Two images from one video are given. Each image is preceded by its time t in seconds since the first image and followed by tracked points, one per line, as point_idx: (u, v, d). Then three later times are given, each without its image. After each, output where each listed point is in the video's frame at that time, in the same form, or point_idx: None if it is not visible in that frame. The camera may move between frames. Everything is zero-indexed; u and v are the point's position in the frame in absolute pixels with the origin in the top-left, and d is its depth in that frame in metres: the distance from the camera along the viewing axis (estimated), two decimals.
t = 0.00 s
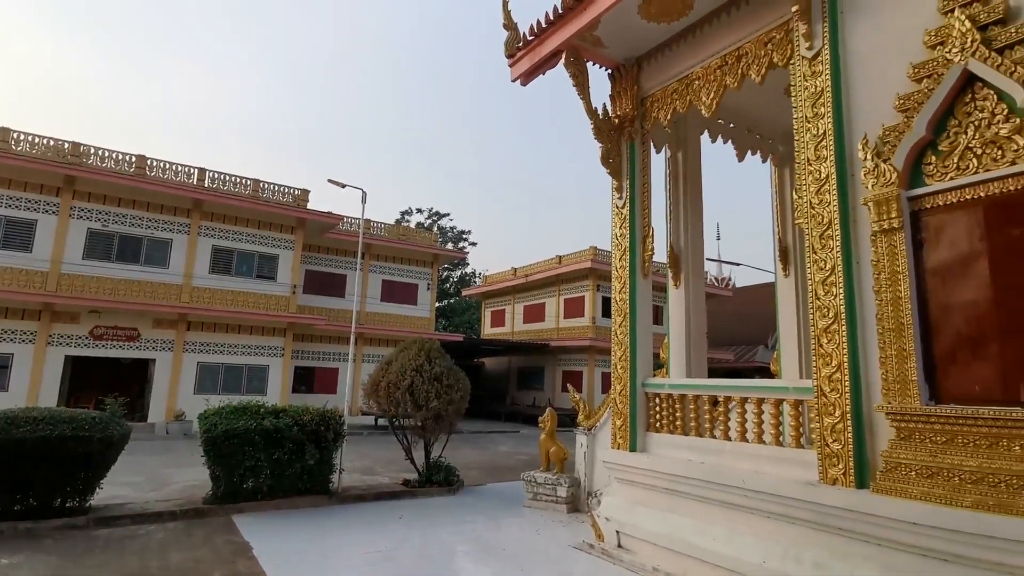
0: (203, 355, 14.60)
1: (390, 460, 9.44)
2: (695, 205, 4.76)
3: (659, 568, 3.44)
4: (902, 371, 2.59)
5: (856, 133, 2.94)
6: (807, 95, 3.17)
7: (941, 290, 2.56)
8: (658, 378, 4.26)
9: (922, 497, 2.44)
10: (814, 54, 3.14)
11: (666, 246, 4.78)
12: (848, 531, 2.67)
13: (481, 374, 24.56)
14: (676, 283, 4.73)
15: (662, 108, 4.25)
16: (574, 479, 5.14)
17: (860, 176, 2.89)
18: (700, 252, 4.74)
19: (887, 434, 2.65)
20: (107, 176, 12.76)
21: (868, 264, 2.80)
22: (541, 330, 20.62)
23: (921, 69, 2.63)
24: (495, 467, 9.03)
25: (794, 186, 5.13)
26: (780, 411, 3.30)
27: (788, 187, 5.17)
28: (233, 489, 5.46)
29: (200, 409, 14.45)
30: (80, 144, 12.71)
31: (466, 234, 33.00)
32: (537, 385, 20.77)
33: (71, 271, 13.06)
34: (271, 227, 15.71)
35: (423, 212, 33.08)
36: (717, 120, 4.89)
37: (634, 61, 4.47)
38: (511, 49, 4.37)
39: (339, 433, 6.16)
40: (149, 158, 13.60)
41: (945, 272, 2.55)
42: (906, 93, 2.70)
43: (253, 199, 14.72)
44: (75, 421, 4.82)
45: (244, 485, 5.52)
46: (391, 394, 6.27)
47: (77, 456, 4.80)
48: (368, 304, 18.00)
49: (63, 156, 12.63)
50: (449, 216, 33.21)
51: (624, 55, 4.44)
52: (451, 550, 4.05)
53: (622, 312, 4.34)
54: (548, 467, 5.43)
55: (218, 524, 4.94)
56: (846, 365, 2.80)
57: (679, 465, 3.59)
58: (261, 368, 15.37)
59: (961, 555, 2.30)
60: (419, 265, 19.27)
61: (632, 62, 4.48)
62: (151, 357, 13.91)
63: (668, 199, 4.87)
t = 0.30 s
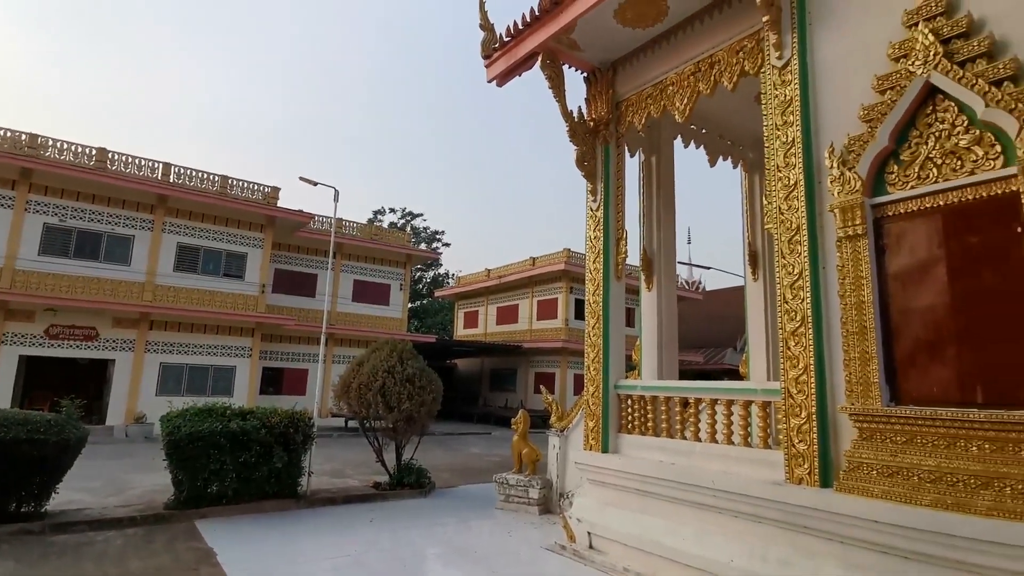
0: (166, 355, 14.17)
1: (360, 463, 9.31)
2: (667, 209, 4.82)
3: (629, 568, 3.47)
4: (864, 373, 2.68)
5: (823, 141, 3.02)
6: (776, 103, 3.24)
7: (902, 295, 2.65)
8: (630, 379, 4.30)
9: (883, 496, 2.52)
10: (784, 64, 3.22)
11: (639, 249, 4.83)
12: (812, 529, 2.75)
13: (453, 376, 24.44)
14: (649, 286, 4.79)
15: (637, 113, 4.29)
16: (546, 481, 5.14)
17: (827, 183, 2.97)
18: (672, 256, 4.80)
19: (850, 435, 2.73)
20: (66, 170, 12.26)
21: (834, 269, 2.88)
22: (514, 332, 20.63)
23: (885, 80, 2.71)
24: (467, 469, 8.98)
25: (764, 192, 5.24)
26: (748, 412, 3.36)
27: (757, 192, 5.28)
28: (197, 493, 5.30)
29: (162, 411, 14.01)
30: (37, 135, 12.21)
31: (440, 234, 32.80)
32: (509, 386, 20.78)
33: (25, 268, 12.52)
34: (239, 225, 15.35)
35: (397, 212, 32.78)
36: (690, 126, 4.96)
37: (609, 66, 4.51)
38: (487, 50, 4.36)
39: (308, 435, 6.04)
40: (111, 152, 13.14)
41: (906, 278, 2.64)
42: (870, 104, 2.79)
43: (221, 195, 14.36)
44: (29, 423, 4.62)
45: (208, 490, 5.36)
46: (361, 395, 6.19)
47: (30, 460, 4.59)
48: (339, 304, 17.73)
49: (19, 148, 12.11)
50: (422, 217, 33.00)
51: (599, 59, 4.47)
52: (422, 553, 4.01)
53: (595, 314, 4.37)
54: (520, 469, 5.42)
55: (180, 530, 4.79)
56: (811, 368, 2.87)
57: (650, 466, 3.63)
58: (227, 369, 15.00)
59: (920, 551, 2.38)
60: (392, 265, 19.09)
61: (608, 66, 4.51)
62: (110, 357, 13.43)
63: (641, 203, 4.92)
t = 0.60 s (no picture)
0: (123, 355, 13.65)
1: (326, 465, 9.14)
2: (638, 213, 4.88)
3: (596, 569, 3.49)
4: (826, 375, 2.76)
5: (788, 150, 3.11)
6: (744, 111, 3.32)
7: (861, 300, 2.74)
8: (599, 381, 4.33)
9: (841, 494, 2.61)
10: (752, 73, 3.30)
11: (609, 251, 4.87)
12: (773, 528, 2.81)
13: (422, 377, 24.24)
14: (619, 288, 4.84)
15: (609, 117, 4.33)
16: (514, 482, 5.13)
17: (792, 190, 3.05)
18: (642, 259, 4.86)
19: (811, 435, 2.82)
20: (18, 160, 11.71)
21: (798, 274, 2.96)
22: (484, 333, 20.58)
23: (847, 92, 2.80)
24: (435, 471, 8.91)
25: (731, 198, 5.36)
26: (715, 414, 3.43)
27: (725, 198, 5.39)
28: (154, 498, 5.11)
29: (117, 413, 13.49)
30: None
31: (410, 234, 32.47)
32: (479, 388, 20.72)
33: None
34: (203, 221, 14.91)
35: (367, 210, 32.37)
36: (661, 131, 5.04)
37: (583, 70, 4.54)
38: (461, 50, 4.34)
39: (273, 437, 5.90)
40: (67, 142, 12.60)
41: (866, 284, 2.72)
42: (833, 115, 2.88)
43: (184, 190, 13.91)
44: None
45: (166, 494, 5.17)
46: (328, 397, 6.08)
47: None
48: (306, 304, 17.39)
49: None
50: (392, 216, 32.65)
51: (572, 62, 4.50)
52: (389, 556, 3.96)
53: (565, 316, 4.39)
54: (489, 470, 5.40)
55: (136, 535, 4.60)
56: (775, 370, 2.95)
57: (618, 466, 3.66)
58: (188, 369, 14.55)
59: (876, 548, 2.46)
60: (361, 265, 18.83)
61: (581, 70, 4.55)
62: (62, 357, 12.86)
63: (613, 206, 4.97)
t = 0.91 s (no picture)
0: (71, 353, 13.04)
1: (287, 466, 8.93)
2: (605, 215, 4.93)
3: (560, 568, 3.50)
4: (783, 376, 2.85)
5: (750, 156, 3.19)
6: (710, 118, 3.39)
7: (817, 303, 2.84)
8: (565, 381, 4.36)
9: (796, 491, 2.69)
10: (717, 80, 3.37)
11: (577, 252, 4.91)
12: (732, 524, 2.88)
13: (388, 377, 23.95)
14: (586, 289, 4.88)
15: (578, 119, 4.37)
16: (480, 482, 5.12)
17: (753, 195, 3.13)
18: (608, 260, 4.91)
19: (769, 434, 2.91)
20: None
21: (759, 278, 3.05)
22: (451, 333, 20.48)
23: (807, 102, 2.90)
24: (399, 471, 8.81)
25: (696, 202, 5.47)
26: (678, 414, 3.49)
27: (690, 202, 5.49)
28: (103, 502, 4.90)
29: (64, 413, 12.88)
30: None
31: (377, 232, 32.02)
32: (445, 388, 20.60)
33: None
34: (159, 215, 14.38)
35: (333, 207, 31.77)
36: (628, 135, 5.10)
37: (553, 71, 4.57)
38: (431, 48, 4.31)
39: (231, 439, 5.73)
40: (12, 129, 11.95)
41: (821, 287, 2.82)
42: (793, 124, 2.97)
43: (139, 182, 13.38)
44: None
45: (116, 498, 4.96)
46: (290, 396, 5.94)
47: None
48: (268, 301, 16.96)
49: None
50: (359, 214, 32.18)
51: (542, 64, 4.51)
52: (351, 558, 3.89)
53: (532, 316, 4.40)
54: (454, 470, 5.37)
55: (84, 540, 4.40)
56: (736, 371, 3.03)
57: (583, 466, 3.69)
58: (141, 368, 13.98)
59: (829, 543, 2.54)
60: (326, 262, 18.49)
61: (551, 72, 4.57)
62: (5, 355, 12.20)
63: (581, 208, 5.01)
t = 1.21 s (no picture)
0: (24, 353, 12.50)
1: (252, 469, 8.73)
2: (578, 217, 4.97)
3: (530, 569, 3.51)
4: (749, 377, 2.91)
5: (719, 162, 3.25)
6: (680, 123, 3.45)
7: (781, 307, 2.91)
8: (537, 382, 4.37)
9: (760, 490, 2.76)
10: (688, 87, 3.43)
11: (549, 254, 4.92)
12: (699, 523, 2.92)
13: (358, 378, 23.65)
14: (558, 291, 4.90)
15: (551, 122, 4.39)
16: (450, 484, 5.08)
17: (722, 200, 3.20)
18: (580, 262, 4.95)
19: (735, 434, 2.97)
20: None
21: (726, 281, 3.11)
22: (423, 334, 20.33)
23: (773, 110, 2.98)
24: (369, 474, 8.71)
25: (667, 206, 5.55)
26: (647, 415, 3.54)
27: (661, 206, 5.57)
28: (57, 507, 4.70)
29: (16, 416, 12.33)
30: None
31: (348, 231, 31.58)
32: (416, 389, 20.44)
33: None
34: (121, 211, 13.89)
35: (303, 205, 31.22)
36: (601, 139, 5.15)
37: (527, 73, 4.58)
38: (405, 47, 4.27)
39: (194, 441, 5.57)
40: None
41: (786, 291, 2.89)
42: (761, 131, 3.04)
43: (99, 176, 12.90)
44: None
45: (72, 503, 4.77)
46: (256, 398, 5.81)
47: None
48: (234, 301, 16.56)
49: None
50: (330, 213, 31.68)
51: (517, 66, 4.52)
52: (318, 562, 3.82)
53: (504, 318, 4.40)
54: (424, 473, 5.32)
55: (35, 547, 4.22)
56: (704, 372, 3.08)
57: (553, 467, 3.71)
58: (99, 368, 13.48)
59: (791, 540, 2.61)
60: (296, 261, 18.15)
61: (525, 74, 4.58)
62: None
63: (553, 210, 5.03)
